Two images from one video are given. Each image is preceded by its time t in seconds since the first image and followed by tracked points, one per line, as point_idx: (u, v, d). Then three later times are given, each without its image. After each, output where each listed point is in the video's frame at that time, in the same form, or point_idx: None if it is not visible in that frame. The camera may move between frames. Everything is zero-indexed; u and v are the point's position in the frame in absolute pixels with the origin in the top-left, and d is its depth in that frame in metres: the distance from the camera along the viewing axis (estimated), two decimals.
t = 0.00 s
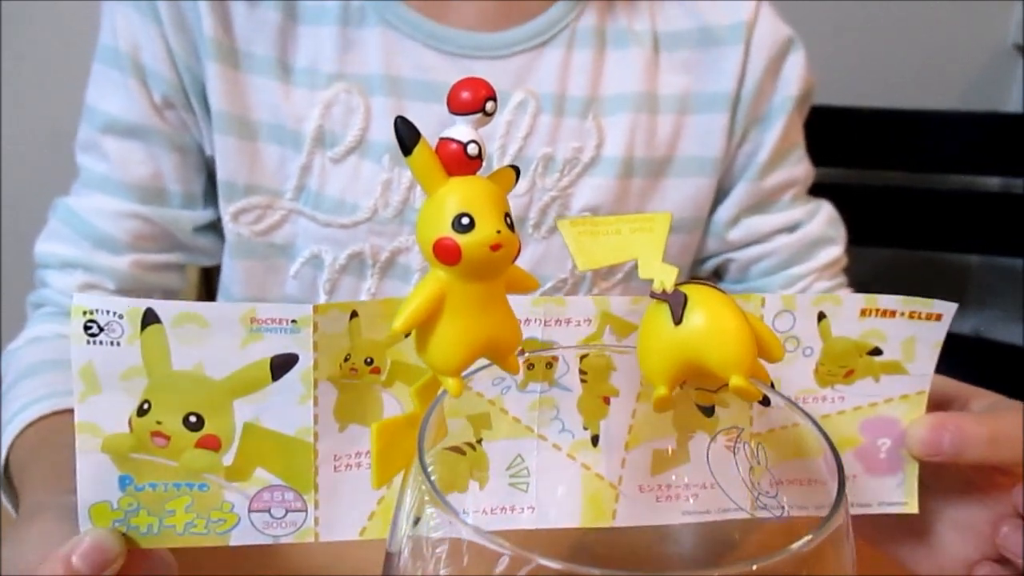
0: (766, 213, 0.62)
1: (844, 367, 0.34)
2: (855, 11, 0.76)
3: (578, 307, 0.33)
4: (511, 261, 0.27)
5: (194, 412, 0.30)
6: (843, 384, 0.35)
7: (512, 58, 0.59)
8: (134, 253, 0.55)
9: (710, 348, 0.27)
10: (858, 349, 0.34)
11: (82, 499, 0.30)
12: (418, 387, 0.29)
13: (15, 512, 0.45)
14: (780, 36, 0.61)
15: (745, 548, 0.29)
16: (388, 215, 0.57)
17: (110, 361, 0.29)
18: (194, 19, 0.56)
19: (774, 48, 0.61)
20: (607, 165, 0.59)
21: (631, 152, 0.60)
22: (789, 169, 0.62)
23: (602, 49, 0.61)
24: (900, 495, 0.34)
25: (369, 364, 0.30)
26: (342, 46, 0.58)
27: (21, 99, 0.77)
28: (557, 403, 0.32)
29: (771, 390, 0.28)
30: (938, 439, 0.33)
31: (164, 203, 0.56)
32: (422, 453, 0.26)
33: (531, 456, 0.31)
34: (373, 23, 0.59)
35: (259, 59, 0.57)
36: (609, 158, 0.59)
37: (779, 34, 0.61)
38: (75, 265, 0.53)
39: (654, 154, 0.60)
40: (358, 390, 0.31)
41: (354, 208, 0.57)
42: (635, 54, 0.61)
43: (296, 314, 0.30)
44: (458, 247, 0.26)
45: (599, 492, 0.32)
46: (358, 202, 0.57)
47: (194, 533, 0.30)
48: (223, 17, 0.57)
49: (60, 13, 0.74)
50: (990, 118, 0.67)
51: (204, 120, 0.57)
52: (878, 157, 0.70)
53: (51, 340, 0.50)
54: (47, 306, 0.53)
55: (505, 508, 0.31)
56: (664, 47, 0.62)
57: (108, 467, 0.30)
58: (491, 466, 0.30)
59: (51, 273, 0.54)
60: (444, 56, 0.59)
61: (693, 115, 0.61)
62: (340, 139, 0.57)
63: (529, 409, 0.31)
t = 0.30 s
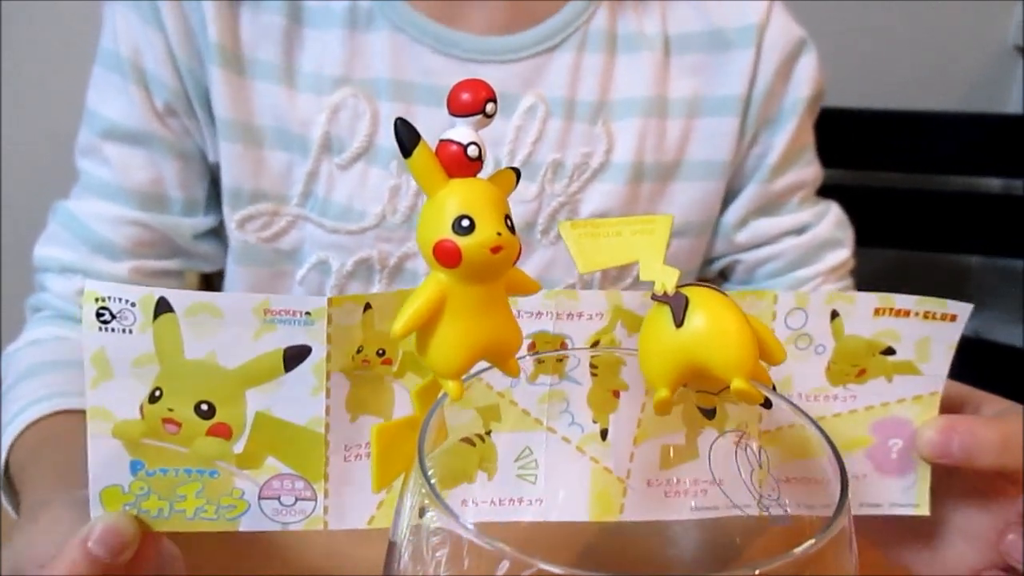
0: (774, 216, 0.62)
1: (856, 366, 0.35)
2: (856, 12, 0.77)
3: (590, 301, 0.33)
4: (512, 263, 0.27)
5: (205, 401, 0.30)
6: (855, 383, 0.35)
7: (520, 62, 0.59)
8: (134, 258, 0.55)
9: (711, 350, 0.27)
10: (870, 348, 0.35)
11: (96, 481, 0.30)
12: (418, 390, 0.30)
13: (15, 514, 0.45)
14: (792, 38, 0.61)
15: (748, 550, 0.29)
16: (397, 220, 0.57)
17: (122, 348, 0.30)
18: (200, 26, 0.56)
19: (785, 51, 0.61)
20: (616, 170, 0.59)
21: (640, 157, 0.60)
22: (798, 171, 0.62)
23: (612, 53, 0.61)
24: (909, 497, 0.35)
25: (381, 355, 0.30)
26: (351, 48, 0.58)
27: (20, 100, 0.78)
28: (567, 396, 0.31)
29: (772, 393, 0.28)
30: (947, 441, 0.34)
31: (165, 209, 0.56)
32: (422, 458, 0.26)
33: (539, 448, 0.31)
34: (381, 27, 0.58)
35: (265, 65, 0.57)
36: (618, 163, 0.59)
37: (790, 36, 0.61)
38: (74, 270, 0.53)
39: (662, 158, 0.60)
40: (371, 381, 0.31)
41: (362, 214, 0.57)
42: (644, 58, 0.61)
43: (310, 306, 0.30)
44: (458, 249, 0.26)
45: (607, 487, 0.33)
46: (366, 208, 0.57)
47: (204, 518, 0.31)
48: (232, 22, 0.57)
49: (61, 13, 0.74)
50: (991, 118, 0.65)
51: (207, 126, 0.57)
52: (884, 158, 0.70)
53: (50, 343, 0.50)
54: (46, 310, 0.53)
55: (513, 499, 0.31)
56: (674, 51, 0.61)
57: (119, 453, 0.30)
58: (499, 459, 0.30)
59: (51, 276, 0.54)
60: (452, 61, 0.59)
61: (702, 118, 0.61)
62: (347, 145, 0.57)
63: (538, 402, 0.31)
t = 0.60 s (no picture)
0: (767, 211, 0.62)
1: (841, 353, 0.34)
2: (852, 11, 0.79)
3: (577, 289, 0.33)
4: (512, 267, 0.27)
5: (196, 391, 0.30)
6: (841, 369, 0.34)
7: (527, 61, 0.59)
8: (138, 257, 0.54)
9: (713, 354, 0.27)
10: (855, 335, 0.34)
11: (87, 471, 0.31)
12: (418, 394, 0.30)
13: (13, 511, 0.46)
14: (788, 37, 0.62)
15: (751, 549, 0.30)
16: (406, 216, 0.57)
17: (116, 337, 0.30)
18: (209, 27, 0.57)
19: (782, 50, 0.62)
20: (619, 165, 0.59)
21: (643, 154, 0.60)
22: (793, 168, 0.62)
23: (616, 53, 0.61)
24: (901, 484, 0.34)
25: (370, 345, 0.30)
26: (358, 47, 0.58)
27: (20, 100, 0.79)
28: (555, 385, 0.31)
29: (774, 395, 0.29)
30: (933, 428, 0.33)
31: (170, 208, 0.56)
32: (422, 459, 0.26)
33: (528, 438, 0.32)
34: (388, 28, 0.59)
35: (275, 65, 0.58)
36: (621, 158, 0.59)
37: (786, 36, 0.62)
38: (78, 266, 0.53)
39: (665, 155, 0.60)
40: (359, 372, 0.31)
41: (373, 209, 0.57)
42: (647, 56, 0.61)
43: (299, 296, 0.29)
44: (459, 252, 0.26)
45: (598, 475, 0.33)
46: (376, 203, 0.57)
47: (194, 510, 0.31)
48: (241, 22, 0.57)
49: (61, 13, 0.76)
50: (990, 118, 0.66)
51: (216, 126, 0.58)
52: (886, 160, 0.69)
53: (51, 340, 0.50)
54: (49, 308, 0.53)
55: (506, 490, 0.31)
56: (677, 50, 0.62)
57: (109, 442, 0.30)
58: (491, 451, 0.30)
59: (54, 274, 0.54)
60: (459, 59, 0.59)
61: (704, 116, 0.61)
62: (357, 143, 0.57)
63: (528, 391, 0.31)
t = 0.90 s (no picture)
0: (774, 214, 0.61)
1: (852, 376, 0.34)
2: (855, 11, 0.78)
3: (585, 304, 0.33)
4: (513, 271, 0.27)
5: (201, 394, 0.31)
6: (852, 394, 0.34)
7: (531, 64, 0.59)
8: (137, 262, 0.54)
9: (716, 358, 0.27)
10: (867, 358, 0.34)
11: (89, 472, 0.31)
12: (417, 400, 0.30)
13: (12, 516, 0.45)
14: (795, 36, 0.61)
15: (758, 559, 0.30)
16: (408, 222, 0.57)
17: (121, 339, 0.30)
18: (208, 31, 0.56)
19: (789, 50, 0.61)
20: (624, 170, 0.59)
21: (648, 156, 0.59)
22: (800, 170, 0.62)
23: (621, 55, 0.61)
24: (904, 508, 0.34)
25: (375, 355, 0.31)
26: (360, 51, 0.58)
27: (20, 100, 0.80)
28: (560, 399, 0.31)
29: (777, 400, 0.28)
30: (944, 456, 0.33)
31: (169, 213, 0.56)
32: (422, 467, 0.26)
33: (533, 450, 0.31)
34: (390, 31, 0.58)
35: (274, 68, 0.57)
36: (626, 163, 0.59)
37: (794, 35, 0.61)
38: (77, 272, 0.53)
39: (669, 158, 0.60)
40: (365, 382, 0.31)
41: (373, 215, 0.57)
42: (652, 58, 0.61)
43: (306, 303, 0.30)
44: (459, 256, 0.26)
45: (599, 492, 0.32)
46: (377, 209, 0.57)
47: (194, 515, 0.31)
48: (241, 26, 0.57)
49: (61, 12, 0.76)
50: (991, 118, 0.66)
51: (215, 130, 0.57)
52: (885, 160, 0.69)
53: (49, 345, 0.50)
54: (49, 313, 0.53)
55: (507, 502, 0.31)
56: (682, 51, 0.61)
57: (113, 444, 0.31)
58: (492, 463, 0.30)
59: (53, 279, 0.54)
60: (463, 62, 0.58)
61: (708, 118, 0.61)
62: (358, 147, 0.57)
63: (534, 404, 0.30)
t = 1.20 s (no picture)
0: (778, 215, 0.61)
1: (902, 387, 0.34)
2: (856, 11, 0.80)
3: (637, 310, 0.33)
4: (517, 275, 0.27)
5: (252, 383, 0.32)
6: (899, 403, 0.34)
7: (538, 66, 0.59)
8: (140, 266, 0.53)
9: (721, 361, 0.27)
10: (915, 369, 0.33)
11: (142, 445, 0.32)
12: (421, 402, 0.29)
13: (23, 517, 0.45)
14: (799, 36, 0.61)
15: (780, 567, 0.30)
16: (415, 224, 0.57)
17: (181, 322, 0.32)
18: (213, 33, 0.56)
19: (792, 49, 0.61)
20: (630, 171, 0.59)
21: (654, 158, 0.59)
22: (804, 169, 0.61)
23: (626, 57, 0.60)
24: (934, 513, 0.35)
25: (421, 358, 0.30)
26: (365, 53, 0.58)
27: (20, 100, 0.81)
28: (604, 402, 0.31)
29: (785, 405, 0.28)
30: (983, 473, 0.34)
31: (173, 216, 0.55)
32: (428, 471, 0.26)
33: (574, 451, 0.32)
34: (395, 34, 0.58)
35: (280, 72, 0.57)
36: (632, 165, 0.59)
37: (798, 35, 0.61)
38: (81, 275, 0.53)
39: (676, 160, 0.60)
40: (409, 386, 0.31)
41: (381, 218, 0.57)
42: (657, 60, 0.60)
43: (356, 308, 0.31)
44: (462, 259, 0.26)
45: (638, 495, 0.33)
46: (384, 213, 0.57)
47: (239, 497, 0.32)
48: (246, 29, 0.57)
49: (60, 12, 0.77)
50: (994, 120, 0.66)
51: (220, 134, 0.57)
52: (885, 161, 0.69)
53: (51, 348, 0.50)
54: (51, 315, 0.53)
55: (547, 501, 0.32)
56: (686, 52, 0.61)
57: (167, 420, 0.32)
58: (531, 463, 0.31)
59: (57, 282, 0.53)
60: (467, 65, 0.58)
61: (713, 120, 0.60)
62: (364, 151, 0.57)
63: (575, 405, 0.31)
